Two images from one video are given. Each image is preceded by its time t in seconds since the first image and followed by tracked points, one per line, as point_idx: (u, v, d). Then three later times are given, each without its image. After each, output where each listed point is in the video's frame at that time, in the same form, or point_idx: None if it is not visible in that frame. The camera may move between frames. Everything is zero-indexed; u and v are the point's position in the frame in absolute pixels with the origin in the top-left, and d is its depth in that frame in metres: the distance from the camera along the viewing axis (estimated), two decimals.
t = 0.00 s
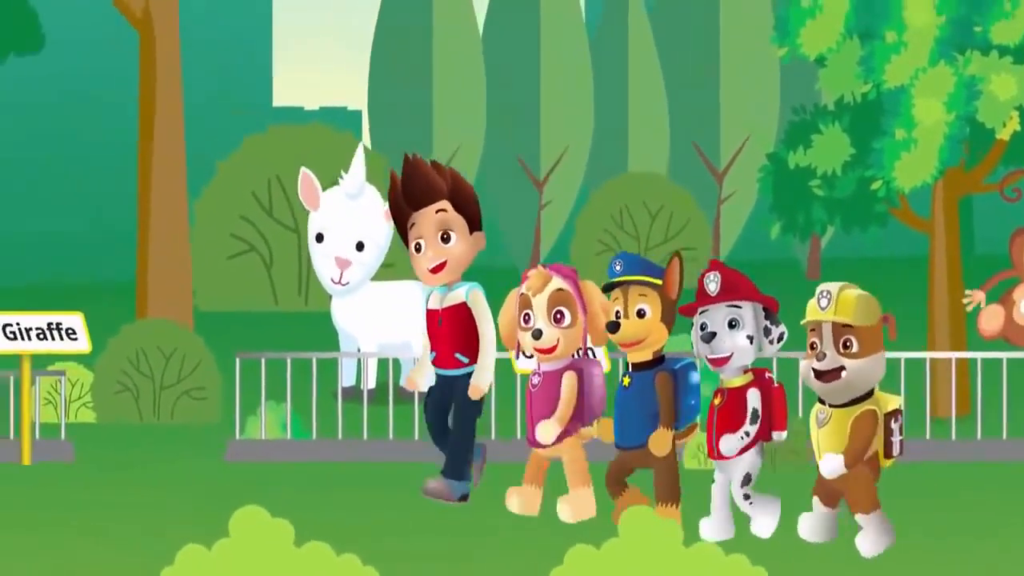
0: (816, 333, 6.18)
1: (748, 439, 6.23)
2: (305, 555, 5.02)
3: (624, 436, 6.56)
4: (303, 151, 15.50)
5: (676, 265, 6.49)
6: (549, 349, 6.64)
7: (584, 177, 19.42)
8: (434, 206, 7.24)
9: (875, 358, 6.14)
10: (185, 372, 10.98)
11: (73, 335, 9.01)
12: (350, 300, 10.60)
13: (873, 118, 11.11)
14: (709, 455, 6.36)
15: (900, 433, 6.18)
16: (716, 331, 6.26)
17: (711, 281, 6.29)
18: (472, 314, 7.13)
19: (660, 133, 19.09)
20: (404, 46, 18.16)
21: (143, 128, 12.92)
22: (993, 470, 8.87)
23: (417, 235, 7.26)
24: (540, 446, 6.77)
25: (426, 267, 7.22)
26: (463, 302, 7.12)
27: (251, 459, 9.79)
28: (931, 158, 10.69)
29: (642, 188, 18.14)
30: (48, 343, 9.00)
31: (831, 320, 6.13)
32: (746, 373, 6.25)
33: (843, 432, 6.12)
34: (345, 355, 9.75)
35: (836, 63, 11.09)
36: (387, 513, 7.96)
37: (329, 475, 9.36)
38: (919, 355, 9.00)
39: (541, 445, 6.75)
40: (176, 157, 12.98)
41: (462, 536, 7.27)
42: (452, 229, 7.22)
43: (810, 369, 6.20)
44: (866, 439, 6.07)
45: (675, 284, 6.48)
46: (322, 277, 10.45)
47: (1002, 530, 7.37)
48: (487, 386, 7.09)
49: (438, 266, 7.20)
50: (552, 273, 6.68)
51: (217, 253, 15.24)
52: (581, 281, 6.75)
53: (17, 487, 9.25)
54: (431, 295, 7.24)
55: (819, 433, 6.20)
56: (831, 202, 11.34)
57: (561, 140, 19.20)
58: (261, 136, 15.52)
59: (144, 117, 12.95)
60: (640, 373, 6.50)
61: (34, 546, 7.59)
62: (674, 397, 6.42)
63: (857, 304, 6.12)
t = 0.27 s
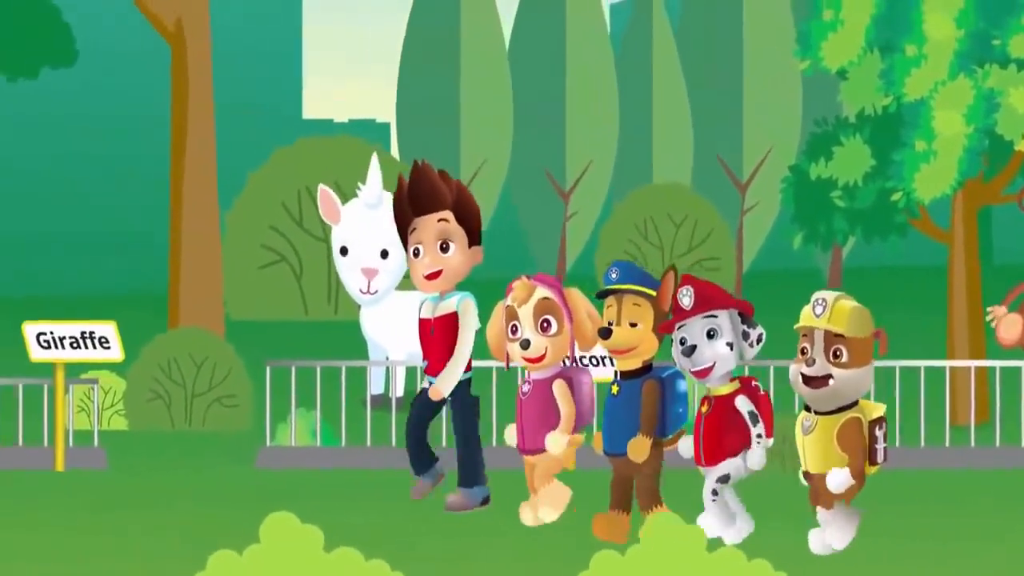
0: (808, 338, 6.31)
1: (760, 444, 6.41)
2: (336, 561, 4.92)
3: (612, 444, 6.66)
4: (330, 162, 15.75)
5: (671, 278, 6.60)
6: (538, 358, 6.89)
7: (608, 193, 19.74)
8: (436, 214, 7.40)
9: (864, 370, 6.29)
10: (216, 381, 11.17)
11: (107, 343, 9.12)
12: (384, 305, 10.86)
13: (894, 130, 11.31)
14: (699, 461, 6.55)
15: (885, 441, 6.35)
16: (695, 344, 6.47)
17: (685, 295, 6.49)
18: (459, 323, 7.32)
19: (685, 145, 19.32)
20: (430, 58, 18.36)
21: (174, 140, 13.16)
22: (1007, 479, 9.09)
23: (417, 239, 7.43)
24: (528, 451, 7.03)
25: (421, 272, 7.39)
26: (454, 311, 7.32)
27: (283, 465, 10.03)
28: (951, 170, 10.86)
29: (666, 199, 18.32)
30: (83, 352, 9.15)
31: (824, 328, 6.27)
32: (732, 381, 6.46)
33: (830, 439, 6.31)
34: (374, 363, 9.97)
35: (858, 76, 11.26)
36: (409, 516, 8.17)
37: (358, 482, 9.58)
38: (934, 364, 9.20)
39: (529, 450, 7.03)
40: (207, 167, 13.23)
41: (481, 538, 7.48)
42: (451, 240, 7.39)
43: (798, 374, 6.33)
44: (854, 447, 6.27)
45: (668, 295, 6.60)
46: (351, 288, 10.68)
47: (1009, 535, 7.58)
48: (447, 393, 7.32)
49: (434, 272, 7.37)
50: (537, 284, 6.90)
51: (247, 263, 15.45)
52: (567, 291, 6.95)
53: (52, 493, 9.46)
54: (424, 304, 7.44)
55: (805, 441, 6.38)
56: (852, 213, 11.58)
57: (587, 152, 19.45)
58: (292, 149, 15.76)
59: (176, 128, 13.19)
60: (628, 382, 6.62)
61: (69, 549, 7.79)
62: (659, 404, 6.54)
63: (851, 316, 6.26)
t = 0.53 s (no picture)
0: (804, 345, 6.53)
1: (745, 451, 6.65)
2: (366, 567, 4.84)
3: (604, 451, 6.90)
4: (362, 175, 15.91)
5: (653, 285, 6.90)
6: (530, 367, 7.13)
7: (633, 203, 19.88)
8: (432, 227, 7.79)
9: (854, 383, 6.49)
10: (248, 390, 11.37)
11: (141, 352, 9.40)
12: (410, 318, 10.98)
13: (916, 142, 11.47)
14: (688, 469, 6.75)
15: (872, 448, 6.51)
16: (687, 352, 6.66)
17: (678, 304, 6.68)
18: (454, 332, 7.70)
19: (708, 158, 19.71)
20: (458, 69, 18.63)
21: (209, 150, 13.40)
22: None
23: (413, 251, 7.82)
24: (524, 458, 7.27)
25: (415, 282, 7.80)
26: (449, 320, 7.70)
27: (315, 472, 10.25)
28: (972, 181, 11.10)
29: (692, 211, 18.52)
30: (116, 360, 9.40)
31: (820, 337, 6.48)
32: (721, 390, 6.65)
33: (817, 447, 6.53)
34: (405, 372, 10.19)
35: (880, 90, 11.45)
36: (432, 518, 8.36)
37: (387, 488, 9.77)
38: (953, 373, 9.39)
39: (526, 456, 7.26)
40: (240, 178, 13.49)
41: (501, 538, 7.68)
42: (446, 251, 7.80)
43: (791, 380, 6.55)
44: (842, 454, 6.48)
45: (652, 302, 6.88)
46: (384, 296, 11.03)
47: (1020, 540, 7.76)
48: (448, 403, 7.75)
49: (429, 283, 7.79)
50: (529, 294, 7.14)
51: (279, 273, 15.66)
52: (557, 301, 7.21)
53: (91, 497, 9.65)
54: (419, 314, 7.84)
55: (792, 449, 6.61)
56: (874, 225, 11.78)
57: (613, 163, 19.65)
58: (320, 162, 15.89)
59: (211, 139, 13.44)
60: (619, 391, 6.86)
61: (108, 551, 7.97)
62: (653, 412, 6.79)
63: (848, 329, 6.48)
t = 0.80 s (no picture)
0: (786, 357, 6.31)
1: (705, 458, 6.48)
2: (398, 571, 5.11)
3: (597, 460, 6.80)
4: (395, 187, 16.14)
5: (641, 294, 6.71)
6: (525, 376, 6.93)
7: (661, 217, 20.13)
8: (426, 238, 7.54)
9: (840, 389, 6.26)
10: (283, 398, 11.56)
11: (177, 362, 9.39)
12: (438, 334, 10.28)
13: (938, 155, 11.62)
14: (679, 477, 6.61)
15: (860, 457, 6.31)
16: (687, 358, 6.52)
17: (685, 310, 6.52)
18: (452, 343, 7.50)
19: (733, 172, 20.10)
20: (489, 85, 18.95)
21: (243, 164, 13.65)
22: None
23: (409, 263, 7.58)
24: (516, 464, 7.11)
25: (411, 295, 7.57)
26: (446, 331, 7.49)
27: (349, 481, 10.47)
28: (992, 194, 11.34)
29: (717, 223, 18.70)
30: (154, 370, 9.38)
31: (802, 347, 6.25)
32: (713, 400, 6.49)
33: (806, 454, 6.26)
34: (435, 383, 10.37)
35: (903, 104, 11.61)
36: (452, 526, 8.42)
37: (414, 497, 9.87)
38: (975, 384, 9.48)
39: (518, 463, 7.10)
40: (274, 190, 13.77)
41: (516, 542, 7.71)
42: (441, 262, 7.53)
43: (777, 392, 6.32)
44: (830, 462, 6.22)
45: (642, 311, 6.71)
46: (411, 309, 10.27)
47: None
48: (473, 415, 7.41)
49: (425, 295, 7.53)
50: (527, 304, 6.92)
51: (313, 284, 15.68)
52: (553, 311, 7.00)
53: (124, 503, 9.82)
54: (416, 324, 7.61)
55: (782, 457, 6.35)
56: (897, 236, 12.08)
57: (640, 175, 19.89)
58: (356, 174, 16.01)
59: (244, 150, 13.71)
60: (612, 400, 6.76)
61: (139, 555, 8.09)
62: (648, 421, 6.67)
63: (828, 335, 6.25)
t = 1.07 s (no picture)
0: (771, 370, 6.48)
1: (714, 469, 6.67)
2: None
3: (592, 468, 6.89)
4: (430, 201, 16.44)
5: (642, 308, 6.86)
6: (522, 385, 7.05)
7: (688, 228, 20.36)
8: (426, 250, 7.66)
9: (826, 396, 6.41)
10: (317, 408, 11.72)
11: (213, 372, 9.20)
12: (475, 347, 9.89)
13: (960, 169, 11.88)
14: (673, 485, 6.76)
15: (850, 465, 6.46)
16: (686, 366, 6.70)
17: (689, 319, 6.71)
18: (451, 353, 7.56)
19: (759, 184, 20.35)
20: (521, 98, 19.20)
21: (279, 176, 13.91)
22: None
23: (409, 273, 7.70)
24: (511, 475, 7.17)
25: (412, 304, 7.67)
26: (445, 341, 7.56)
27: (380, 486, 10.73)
28: (1014, 207, 11.45)
29: (744, 235, 18.85)
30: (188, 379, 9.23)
31: (784, 358, 6.42)
32: (705, 408, 6.68)
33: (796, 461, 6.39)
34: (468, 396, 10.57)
35: (926, 118, 11.86)
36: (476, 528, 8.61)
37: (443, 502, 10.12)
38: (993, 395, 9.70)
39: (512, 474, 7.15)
40: (307, 203, 14.07)
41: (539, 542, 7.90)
42: (440, 274, 7.65)
43: (765, 405, 6.47)
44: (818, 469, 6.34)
45: (641, 323, 6.86)
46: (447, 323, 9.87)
47: None
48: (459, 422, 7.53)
49: (424, 305, 7.63)
50: (527, 314, 7.07)
51: (348, 294, 15.88)
52: (554, 324, 7.12)
53: (164, 505, 10.10)
54: (415, 334, 7.69)
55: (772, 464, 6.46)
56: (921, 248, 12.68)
57: (669, 188, 20.11)
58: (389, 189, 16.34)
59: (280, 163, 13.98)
60: (606, 409, 6.86)
61: (176, 554, 8.31)
62: (637, 432, 6.77)
63: (809, 343, 6.40)
